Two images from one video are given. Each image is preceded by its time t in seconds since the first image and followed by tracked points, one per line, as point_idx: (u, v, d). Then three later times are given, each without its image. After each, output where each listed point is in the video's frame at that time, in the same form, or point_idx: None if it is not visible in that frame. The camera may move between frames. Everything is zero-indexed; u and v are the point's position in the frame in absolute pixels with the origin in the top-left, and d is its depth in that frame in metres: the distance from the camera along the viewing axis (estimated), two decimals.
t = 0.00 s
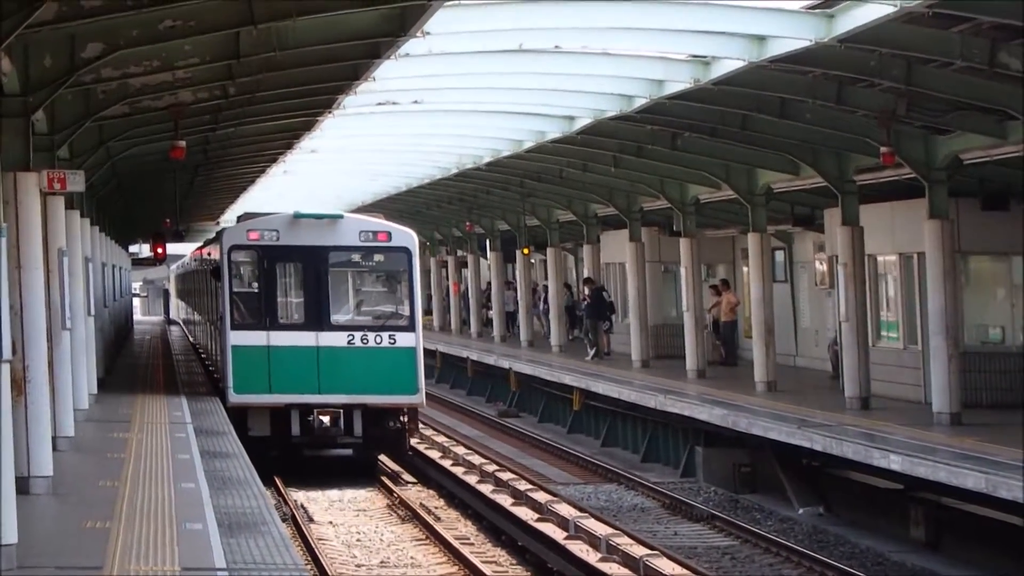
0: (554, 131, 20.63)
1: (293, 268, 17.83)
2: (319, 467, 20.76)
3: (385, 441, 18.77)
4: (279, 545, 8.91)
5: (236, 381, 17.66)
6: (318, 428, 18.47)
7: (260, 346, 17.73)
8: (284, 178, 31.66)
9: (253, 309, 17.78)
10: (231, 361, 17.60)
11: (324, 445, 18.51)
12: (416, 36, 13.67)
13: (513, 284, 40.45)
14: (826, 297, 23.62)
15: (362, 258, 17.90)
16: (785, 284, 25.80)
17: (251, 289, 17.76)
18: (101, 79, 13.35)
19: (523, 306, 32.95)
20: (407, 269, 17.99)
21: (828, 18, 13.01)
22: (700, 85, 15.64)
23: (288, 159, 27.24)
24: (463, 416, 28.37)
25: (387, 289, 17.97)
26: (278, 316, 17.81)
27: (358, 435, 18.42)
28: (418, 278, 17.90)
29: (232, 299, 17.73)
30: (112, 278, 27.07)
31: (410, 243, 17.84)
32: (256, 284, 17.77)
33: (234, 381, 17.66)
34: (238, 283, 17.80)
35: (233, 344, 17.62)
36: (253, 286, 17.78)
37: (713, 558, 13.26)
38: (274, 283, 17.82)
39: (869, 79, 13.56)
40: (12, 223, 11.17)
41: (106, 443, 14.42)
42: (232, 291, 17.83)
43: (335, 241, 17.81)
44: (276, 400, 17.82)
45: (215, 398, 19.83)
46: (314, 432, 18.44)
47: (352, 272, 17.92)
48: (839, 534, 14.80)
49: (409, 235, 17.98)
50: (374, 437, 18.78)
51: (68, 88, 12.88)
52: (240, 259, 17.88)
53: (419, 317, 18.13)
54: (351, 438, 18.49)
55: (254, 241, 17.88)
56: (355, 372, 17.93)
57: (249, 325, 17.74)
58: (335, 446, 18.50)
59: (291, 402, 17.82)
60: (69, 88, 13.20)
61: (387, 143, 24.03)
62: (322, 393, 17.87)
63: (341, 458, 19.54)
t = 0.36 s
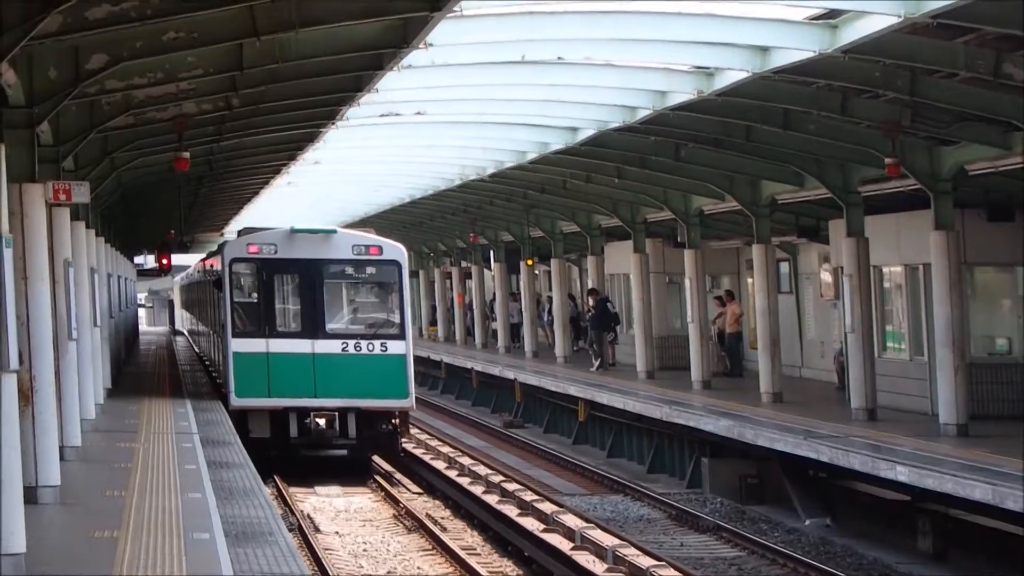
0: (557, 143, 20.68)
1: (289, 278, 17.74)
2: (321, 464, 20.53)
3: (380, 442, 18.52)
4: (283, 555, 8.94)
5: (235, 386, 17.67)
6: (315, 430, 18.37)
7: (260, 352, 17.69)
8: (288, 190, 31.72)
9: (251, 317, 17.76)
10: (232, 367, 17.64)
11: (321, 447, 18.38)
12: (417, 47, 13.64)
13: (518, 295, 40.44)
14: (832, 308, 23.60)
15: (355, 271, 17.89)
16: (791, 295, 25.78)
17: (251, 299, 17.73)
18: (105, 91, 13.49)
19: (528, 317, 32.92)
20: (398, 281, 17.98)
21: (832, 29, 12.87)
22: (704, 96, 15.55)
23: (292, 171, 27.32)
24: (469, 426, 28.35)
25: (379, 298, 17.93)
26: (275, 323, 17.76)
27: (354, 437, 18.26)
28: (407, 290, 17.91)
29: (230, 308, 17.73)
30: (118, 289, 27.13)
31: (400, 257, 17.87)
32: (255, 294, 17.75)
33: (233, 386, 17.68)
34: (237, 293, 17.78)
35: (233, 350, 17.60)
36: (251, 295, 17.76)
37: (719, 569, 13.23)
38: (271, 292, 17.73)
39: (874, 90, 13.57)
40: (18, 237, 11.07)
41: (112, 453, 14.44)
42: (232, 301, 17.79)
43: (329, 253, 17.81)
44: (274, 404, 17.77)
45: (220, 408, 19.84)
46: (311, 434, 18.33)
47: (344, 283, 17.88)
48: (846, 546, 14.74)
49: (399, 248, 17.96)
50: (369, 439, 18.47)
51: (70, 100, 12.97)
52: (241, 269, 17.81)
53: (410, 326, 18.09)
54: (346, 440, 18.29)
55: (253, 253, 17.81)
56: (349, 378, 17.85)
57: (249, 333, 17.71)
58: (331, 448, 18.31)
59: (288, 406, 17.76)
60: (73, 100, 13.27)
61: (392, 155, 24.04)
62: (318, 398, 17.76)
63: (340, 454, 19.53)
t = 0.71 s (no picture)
0: (569, 151, 20.73)
1: (293, 288, 18.74)
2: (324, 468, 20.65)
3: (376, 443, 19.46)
4: (292, 562, 8.98)
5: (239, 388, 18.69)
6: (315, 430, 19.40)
7: (263, 357, 18.67)
8: (302, 198, 31.83)
9: (255, 323, 18.72)
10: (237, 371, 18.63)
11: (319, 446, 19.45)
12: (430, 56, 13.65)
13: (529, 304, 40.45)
14: (843, 317, 23.57)
15: (354, 281, 18.82)
16: (802, 303, 25.75)
17: (257, 307, 18.71)
18: (118, 99, 13.56)
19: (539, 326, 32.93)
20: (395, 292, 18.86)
21: (846, 37, 12.92)
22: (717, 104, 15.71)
23: (305, 180, 27.42)
24: (480, 434, 28.35)
25: (376, 305, 18.86)
26: (278, 330, 18.76)
27: (351, 438, 19.35)
28: (404, 299, 18.77)
29: (236, 316, 18.67)
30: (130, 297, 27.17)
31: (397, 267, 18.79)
32: (260, 301, 18.73)
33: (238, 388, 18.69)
34: (243, 301, 18.74)
35: (238, 355, 18.58)
36: (256, 303, 18.73)
37: None
38: (275, 300, 18.74)
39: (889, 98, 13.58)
40: (30, 245, 10.98)
41: (123, 460, 14.48)
42: (238, 308, 18.76)
43: (330, 263, 18.75)
44: (277, 406, 18.76)
45: (230, 416, 19.87)
46: (311, 433, 19.32)
47: (344, 291, 18.80)
48: (855, 553, 14.70)
49: (395, 259, 18.88)
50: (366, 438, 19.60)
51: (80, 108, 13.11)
52: (247, 279, 18.78)
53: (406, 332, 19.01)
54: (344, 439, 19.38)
55: (259, 264, 18.81)
56: (347, 381, 18.80)
57: (254, 338, 18.68)
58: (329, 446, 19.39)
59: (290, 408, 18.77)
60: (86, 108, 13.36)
61: (402, 163, 24.11)
62: (318, 400, 18.73)
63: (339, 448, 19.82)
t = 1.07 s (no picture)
0: (595, 152, 20.65)
1: (308, 289, 18.96)
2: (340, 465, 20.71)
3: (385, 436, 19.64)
4: (306, 560, 9.08)
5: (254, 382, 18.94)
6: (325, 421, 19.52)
7: (279, 354, 18.89)
8: (328, 198, 31.87)
9: (271, 321, 18.94)
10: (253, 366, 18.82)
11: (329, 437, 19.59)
12: (460, 57, 13.58)
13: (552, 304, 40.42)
14: (866, 318, 23.47)
15: (367, 282, 19.07)
16: (825, 304, 25.67)
17: (274, 307, 18.93)
18: (148, 100, 13.52)
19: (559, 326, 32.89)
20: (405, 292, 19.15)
21: (879, 37, 12.83)
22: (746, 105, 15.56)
23: (332, 180, 27.46)
24: (499, 434, 28.32)
25: (386, 305, 19.12)
26: (293, 328, 18.97)
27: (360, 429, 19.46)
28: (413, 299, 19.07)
29: (254, 315, 18.93)
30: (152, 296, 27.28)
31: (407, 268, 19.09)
32: (278, 301, 18.94)
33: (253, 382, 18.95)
34: (261, 300, 18.97)
35: (255, 352, 18.79)
36: (272, 302, 18.95)
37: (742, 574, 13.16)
38: (292, 301, 18.93)
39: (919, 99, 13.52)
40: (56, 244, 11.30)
41: (140, 459, 14.51)
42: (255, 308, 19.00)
43: (343, 264, 19.01)
44: (290, 399, 18.99)
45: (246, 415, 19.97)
46: (321, 424, 19.48)
47: (356, 290, 19.04)
48: (871, 552, 14.62)
49: (406, 260, 19.18)
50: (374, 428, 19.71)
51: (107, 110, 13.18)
52: (266, 280, 18.98)
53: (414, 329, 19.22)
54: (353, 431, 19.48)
55: (277, 267, 19.04)
56: (359, 377, 19.00)
57: (271, 336, 18.90)
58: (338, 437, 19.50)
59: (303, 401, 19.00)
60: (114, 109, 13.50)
61: (427, 164, 24.10)
62: (330, 394, 18.93)
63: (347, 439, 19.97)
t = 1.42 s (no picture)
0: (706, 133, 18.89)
1: (366, 290, 17.57)
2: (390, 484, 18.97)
3: (447, 452, 17.90)
4: None
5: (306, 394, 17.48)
6: (381, 436, 17.91)
7: (332, 361, 17.51)
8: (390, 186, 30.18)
9: (325, 324, 17.62)
10: (304, 375, 17.43)
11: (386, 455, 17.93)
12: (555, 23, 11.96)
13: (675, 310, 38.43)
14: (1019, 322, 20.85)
15: (430, 283, 17.65)
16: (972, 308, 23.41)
17: (327, 309, 17.59)
18: (191, 71, 11.89)
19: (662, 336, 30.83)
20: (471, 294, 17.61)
21: None
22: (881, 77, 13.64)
23: (401, 164, 25.75)
24: (585, 455, 26.28)
25: (451, 307, 17.63)
26: (348, 332, 17.61)
27: (418, 445, 17.78)
28: (479, 301, 17.54)
29: (305, 316, 17.58)
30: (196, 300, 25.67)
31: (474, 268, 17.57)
32: (333, 303, 17.60)
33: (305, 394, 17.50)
34: (314, 302, 17.62)
35: (306, 360, 17.40)
36: (326, 304, 17.62)
37: None
38: (348, 302, 17.58)
39: None
40: (82, 237, 9.84)
41: (174, 489, 12.81)
42: (309, 311, 17.64)
43: (404, 263, 17.61)
44: (344, 412, 17.50)
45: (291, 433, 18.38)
46: (376, 440, 17.87)
47: (417, 291, 17.64)
48: None
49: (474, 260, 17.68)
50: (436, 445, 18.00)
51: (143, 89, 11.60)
52: (320, 280, 17.65)
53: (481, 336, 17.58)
54: (411, 448, 17.81)
55: (331, 265, 17.65)
56: (418, 385, 17.49)
57: (324, 341, 17.56)
58: (394, 455, 17.85)
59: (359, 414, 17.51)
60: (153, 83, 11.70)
61: (504, 146, 22.72)
62: (386, 404, 17.45)
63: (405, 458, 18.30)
